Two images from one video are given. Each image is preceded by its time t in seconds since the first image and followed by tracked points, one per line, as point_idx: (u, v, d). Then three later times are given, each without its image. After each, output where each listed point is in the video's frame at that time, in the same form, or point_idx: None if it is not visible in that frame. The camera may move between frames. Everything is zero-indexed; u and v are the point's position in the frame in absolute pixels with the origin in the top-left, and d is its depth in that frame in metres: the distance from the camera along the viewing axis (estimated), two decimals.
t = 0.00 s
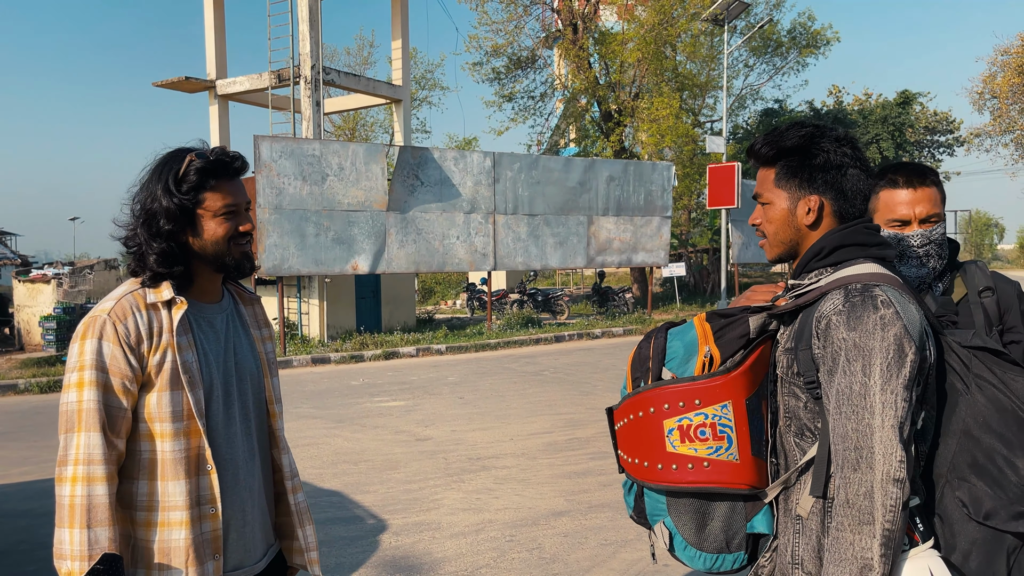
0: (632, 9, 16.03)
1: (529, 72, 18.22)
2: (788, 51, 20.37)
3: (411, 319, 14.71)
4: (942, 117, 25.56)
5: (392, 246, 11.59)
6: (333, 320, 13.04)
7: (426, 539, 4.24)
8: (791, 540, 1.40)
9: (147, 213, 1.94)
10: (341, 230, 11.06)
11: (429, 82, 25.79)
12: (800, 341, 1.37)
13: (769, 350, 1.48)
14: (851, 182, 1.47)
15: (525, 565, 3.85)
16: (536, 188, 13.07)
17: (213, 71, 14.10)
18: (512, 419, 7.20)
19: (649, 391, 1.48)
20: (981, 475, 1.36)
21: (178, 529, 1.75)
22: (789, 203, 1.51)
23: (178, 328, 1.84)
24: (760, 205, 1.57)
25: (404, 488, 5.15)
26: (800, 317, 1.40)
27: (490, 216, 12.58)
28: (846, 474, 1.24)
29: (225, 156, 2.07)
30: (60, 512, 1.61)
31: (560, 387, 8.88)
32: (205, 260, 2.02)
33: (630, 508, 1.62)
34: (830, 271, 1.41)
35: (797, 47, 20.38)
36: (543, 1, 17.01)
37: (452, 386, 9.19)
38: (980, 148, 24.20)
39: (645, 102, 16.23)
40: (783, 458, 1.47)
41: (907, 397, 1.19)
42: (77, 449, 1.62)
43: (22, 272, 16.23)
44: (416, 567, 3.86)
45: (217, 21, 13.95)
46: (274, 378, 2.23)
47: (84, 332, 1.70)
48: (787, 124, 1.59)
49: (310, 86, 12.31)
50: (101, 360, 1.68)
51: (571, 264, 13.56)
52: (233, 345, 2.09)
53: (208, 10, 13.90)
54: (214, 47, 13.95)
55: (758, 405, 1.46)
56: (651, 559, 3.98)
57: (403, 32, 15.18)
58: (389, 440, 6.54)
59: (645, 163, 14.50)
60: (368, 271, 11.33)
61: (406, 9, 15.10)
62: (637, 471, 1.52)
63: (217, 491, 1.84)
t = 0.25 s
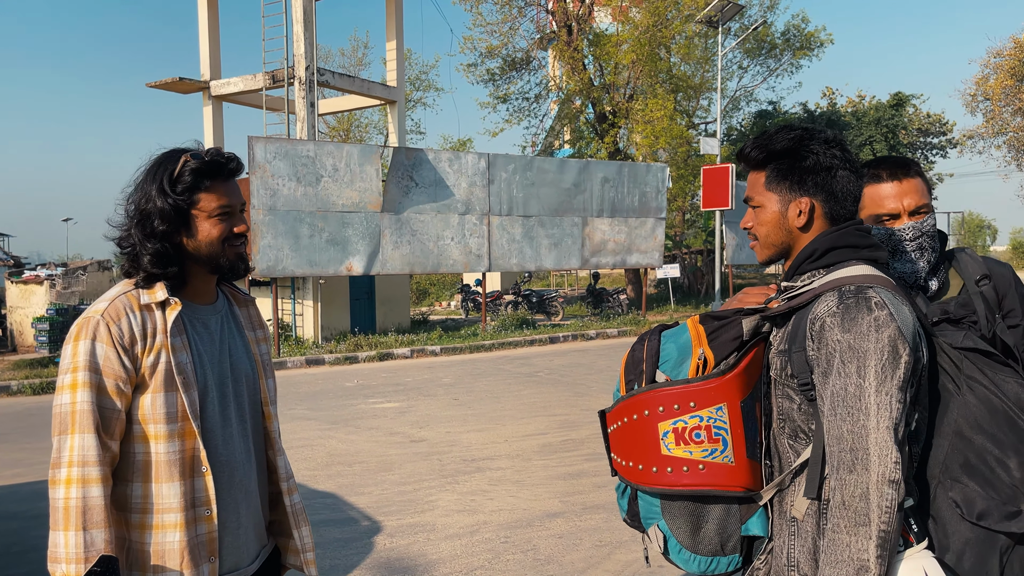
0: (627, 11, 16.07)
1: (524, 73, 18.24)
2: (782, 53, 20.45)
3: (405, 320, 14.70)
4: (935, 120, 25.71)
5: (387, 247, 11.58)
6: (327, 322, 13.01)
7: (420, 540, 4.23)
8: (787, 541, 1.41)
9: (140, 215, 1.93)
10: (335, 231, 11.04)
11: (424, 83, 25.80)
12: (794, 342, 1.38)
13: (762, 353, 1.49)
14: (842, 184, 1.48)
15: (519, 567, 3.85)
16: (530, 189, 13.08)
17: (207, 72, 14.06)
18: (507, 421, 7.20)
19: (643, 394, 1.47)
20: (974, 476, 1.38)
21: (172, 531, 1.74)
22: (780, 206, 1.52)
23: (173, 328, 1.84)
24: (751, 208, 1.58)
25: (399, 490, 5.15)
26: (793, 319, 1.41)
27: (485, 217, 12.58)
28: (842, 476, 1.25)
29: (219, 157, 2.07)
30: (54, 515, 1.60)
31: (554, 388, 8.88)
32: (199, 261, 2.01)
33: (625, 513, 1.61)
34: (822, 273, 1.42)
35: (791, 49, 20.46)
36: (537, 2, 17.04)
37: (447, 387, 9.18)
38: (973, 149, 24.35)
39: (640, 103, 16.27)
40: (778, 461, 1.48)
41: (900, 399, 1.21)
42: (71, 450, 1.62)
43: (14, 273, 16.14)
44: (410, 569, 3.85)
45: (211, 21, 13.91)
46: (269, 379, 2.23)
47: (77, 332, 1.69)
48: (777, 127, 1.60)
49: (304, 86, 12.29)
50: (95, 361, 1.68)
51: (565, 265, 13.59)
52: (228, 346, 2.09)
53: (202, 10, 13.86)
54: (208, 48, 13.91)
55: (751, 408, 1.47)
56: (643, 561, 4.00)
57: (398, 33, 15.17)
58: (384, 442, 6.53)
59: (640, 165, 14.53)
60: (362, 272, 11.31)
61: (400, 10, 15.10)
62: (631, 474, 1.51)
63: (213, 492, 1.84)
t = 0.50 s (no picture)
0: (617, 12, 16.12)
1: (514, 74, 18.27)
2: (771, 55, 20.59)
3: (396, 321, 14.68)
4: (923, 121, 25.97)
5: (377, 249, 11.56)
6: (317, 323, 12.98)
7: (411, 542, 4.24)
8: (778, 545, 1.43)
9: (126, 216, 1.92)
10: (325, 232, 11.01)
11: (414, 84, 25.77)
12: (786, 345, 1.40)
13: (753, 355, 1.51)
14: (833, 186, 1.50)
15: (510, 568, 3.87)
16: (521, 190, 13.10)
17: (196, 73, 13.99)
18: (498, 422, 7.21)
19: (636, 396, 1.49)
20: (959, 481, 1.41)
21: (164, 534, 1.74)
22: (772, 207, 1.54)
23: (163, 330, 1.83)
24: (741, 209, 1.60)
25: (389, 492, 5.15)
26: (785, 321, 1.43)
27: (475, 218, 12.58)
28: (836, 480, 1.27)
29: (204, 157, 2.06)
30: (44, 520, 1.60)
31: (545, 389, 8.90)
32: (186, 263, 2.01)
33: (613, 513, 1.63)
34: (813, 276, 1.45)
35: (780, 50, 20.60)
36: (528, 3, 17.07)
37: (438, 388, 9.18)
38: (960, 151, 24.60)
39: (630, 105, 16.32)
40: (768, 464, 1.51)
41: (894, 403, 1.22)
42: (61, 455, 1.62)
43: None
44: (400, 571, 3.85)
45: (200, 22, 13.84)
46: (258, 381, 2.23)
47: (66, 335, 1.68)
48: (768, 129, 1.62)
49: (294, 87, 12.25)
50: (83, 365, 1.67)
51: (555, 266, 13.63)
52: (217, 348, 2.09)
53: (191, 10, 13.79)
54: (197, 48, 13.84)
55: (744, 410, 1.49)
56: (632, 562, 4.02)
57: (388, 34, 15.15)
58: (374, 443, 6.52)
59: (630, 166, 14.57)
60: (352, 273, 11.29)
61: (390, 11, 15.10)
62: (621, 476, 1.53)
63: (205, 495, 1.84)
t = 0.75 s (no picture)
0: (601, 14, 16.20)
1: (498, 75, 18.29)
2: (754, 57, 20.76)
3: (380, 322, 14.65)
4: (904, 123, 26.34)
5: (361, 249, 11.53)
6: (300, 324, 12.91)
7: (395, 543, 4.24)
8: (749, 547, 1.46)
9: (104, 216, 1.92)
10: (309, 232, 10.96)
11: (399, 84, 25.70)
12: (764, 348, 1.43)
13: (733, 356, 1.53)
14: (817, 185, 1.53)
15: (495, 568, 3.88)
16: (506, 191, 13.12)
17: (178, 72, 13.87)
18: (482, 422, 7.21)
19: (612, 396, 1.53)
20: (937, 487, 1.43)
21: (144, 537, 1.75)
22: (755, 206, 1.57)
23: (142, 331, 1.83)
24: (726, 209, 1.63)
25: (373, 493, 5.14)
26: (764, 323, 1.46)
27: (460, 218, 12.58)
28: (807, 485, 1.30)
29: (185, 157, 2.06)
30: (22, 523, 1.60)
31: (530, 389, 8.92)
32: (166, 263, 2.01)
33: (591, 510, 1.67)
34: (795, 277, 1.49)
35: (763, 52, 20.78)
36: (512, 4, 17.08)
37: (422, 389, 9.18)
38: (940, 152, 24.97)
39: (614, 106, 16.39)
40: (743, 465, 1.53)
41: (865, 409, 1.26)
42: (38, 458, 1.61)
43: None
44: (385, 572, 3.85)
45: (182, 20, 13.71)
46: (240, 382, 2.23)
47: (43, 337, 1.68)
48: (752, 127, 1.65)
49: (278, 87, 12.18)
50: (60, 366, 1.67)
51: (540, 267, 13.67)
52: (198, 350, 2.09)
53: (173, 9, 13.66)
54: (180, 48, 13.72)
55: (720, 412, 1.51)
56: (614, 561, 4.06)
57: (373, 35, 15.10)
58: (359, 444, 6.51)
59: (614, 167, 14.64)
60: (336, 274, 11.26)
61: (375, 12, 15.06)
62: (598, 475, 1.57)
63: (185, 496, 1.84)
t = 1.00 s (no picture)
0: (579, 14, 16.24)
1: (477, 74, 18.26)
2: (730, 58, 20.95)
3: (358, 321, 14.58)
4: (877, 124, 26.80)
5: (339, 248, 11.45)
6: (277, 324, 12.79)
7: (371, 543, 4.22)
8: (707, 545, 1.48)
9: (74, 211, 1.89)
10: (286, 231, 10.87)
11: (377, 83, 25.55)
12: (727, 347, 1.46)
13: (704, 352, 1.55)
14: (792, 181, 1.55)
15: (471, 567, 3.88)
16: (484, 190, 13.11)
17: (152, 69, 13.65)
18: (460, 421, 7.21)
19: (578, 393, 1.57)
20: (902, 490, 1.47)
21: (106, 539, 1.73)
22: (730, 201, 1.59)
23: (107, 330, 1.81)
24: (701, 203, 1.66)
25: (350, 493, 5.12)
26: (731, 321, 1.48)
27: (438, 218, 12.55)
28: (758, 487, 1.34)
29: (157, 154, 2.04)
30: None
31: (508, 388, 8.93)
32: (136, 260, 1.99)
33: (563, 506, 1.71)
34: (766, 273, 1.52)
35: (739, 53, 20.99)
36: (490, 4, 17.07)
37: (400, 389, 9.15)
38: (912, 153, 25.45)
39: (592, 106, 16.45)
40: (708, 463, 1.54)
41: (820, 412, 1.29)
42: None
43: None
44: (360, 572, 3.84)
45: (156, 16, 13.50)
46: (209, 382, 2.22)
47: (5, 335, 1.66)
48: (730, 121, 1.66)
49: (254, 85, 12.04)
50: (23, 365, 1.65)
51: (519, 266, 13.69)
52: (166, 350, 2.07)
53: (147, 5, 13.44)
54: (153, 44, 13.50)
55: (683, 409, 1.53)
56: (589, 558, 4.08)
57: (350, 33, 14.99)
58: (335, 444, 6.47)
59: (592, 167, 14.68)
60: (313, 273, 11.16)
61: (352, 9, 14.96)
62: (566, 470, 1.61)
63: (149, 498, 1.82)
